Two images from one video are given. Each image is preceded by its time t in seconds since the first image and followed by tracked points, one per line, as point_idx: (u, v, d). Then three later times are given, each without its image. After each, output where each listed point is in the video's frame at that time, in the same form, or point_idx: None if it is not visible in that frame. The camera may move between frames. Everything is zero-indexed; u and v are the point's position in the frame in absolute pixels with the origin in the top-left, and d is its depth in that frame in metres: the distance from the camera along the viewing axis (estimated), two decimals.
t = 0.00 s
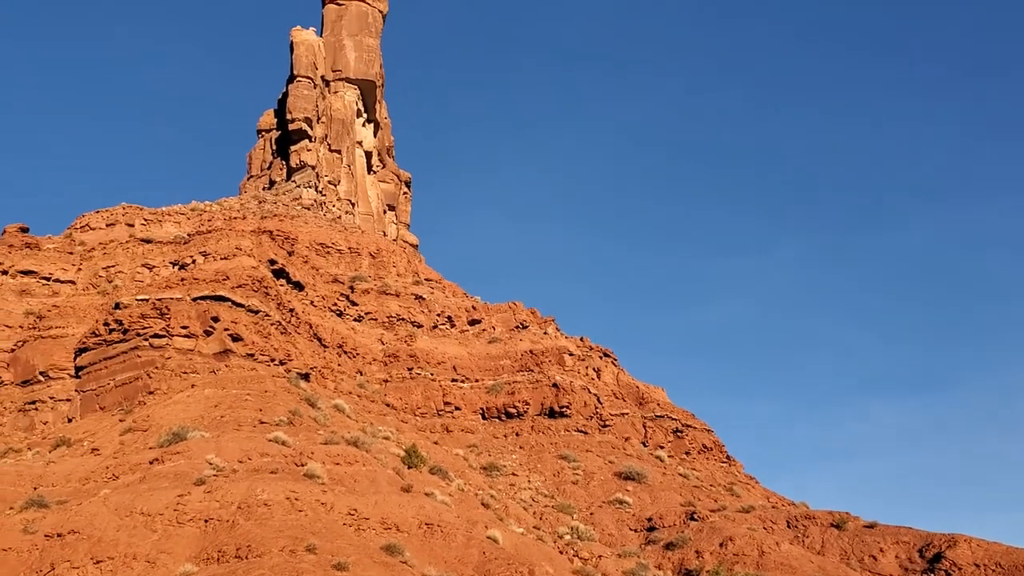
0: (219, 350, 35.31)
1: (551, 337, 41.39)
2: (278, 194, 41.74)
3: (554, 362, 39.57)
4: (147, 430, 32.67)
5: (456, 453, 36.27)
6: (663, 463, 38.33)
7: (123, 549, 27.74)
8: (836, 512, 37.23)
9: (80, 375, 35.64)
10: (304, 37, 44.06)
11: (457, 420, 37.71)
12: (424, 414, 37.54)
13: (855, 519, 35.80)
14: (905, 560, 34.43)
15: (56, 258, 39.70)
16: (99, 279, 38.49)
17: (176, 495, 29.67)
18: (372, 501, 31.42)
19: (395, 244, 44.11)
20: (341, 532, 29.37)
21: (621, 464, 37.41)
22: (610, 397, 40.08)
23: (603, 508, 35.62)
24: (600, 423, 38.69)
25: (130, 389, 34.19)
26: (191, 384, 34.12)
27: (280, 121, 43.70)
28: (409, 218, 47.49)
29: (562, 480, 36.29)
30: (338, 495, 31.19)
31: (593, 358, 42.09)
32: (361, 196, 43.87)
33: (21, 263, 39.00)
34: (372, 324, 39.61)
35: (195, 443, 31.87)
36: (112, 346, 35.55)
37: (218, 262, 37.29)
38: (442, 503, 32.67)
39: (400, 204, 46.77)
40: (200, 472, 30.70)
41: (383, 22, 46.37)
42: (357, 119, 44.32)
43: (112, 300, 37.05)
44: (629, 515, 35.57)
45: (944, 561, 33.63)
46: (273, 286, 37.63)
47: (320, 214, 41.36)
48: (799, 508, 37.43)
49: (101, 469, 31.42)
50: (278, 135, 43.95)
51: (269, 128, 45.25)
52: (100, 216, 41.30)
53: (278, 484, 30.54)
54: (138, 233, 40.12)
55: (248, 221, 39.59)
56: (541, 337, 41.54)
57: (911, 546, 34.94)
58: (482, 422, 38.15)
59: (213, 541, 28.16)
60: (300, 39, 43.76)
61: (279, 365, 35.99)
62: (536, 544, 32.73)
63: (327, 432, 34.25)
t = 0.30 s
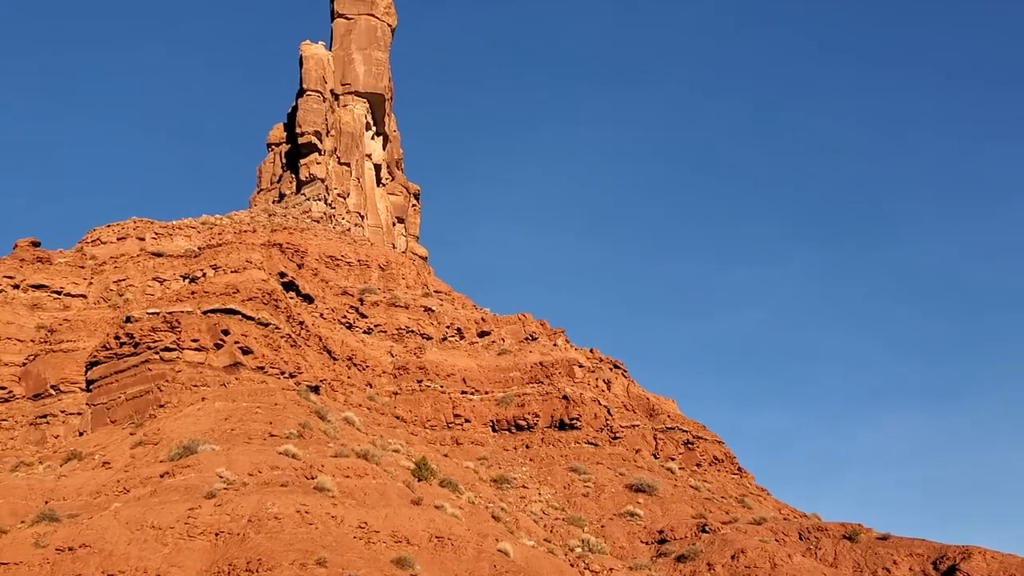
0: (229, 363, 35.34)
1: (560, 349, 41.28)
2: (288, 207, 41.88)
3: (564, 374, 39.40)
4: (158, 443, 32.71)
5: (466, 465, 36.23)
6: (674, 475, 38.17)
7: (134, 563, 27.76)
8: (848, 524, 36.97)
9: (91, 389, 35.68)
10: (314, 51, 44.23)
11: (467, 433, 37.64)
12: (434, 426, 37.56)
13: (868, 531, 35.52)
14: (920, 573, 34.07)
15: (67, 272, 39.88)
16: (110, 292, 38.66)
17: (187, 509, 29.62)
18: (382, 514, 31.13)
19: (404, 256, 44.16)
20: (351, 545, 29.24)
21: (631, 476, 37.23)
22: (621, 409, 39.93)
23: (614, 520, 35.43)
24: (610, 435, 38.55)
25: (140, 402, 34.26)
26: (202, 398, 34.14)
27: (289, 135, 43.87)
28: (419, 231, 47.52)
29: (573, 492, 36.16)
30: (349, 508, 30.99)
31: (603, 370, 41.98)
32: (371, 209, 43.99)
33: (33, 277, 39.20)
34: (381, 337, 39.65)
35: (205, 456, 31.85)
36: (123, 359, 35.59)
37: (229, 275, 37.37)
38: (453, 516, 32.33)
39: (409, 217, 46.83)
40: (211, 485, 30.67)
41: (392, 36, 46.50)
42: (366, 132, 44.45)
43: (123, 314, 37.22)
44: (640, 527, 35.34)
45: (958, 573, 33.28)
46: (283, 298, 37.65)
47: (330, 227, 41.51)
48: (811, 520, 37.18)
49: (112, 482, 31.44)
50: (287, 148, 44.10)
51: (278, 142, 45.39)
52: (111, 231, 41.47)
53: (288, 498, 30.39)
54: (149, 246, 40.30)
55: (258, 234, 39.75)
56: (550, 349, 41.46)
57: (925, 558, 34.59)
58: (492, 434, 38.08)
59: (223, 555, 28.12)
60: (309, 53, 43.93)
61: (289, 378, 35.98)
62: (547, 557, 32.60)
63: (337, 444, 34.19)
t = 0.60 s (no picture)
0: (239, 374, 35.32)
1: (569, 359, 41.19)
2: (297, 218, 41.99)
3: (573, 384, 39.34)
4: (168, 454, 32.73)
5: (476, 475, 36.18)
6: (685, 485, 38.02)
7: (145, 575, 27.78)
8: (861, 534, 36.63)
9: (102, 401, 35.73)
10: (323, 63, 44.38)
11: (477, 443, 37.61)
12: (443, 437, 37.55)
13: (881, 541, 35.19)
14: None
15: (78, 284, 40.00)
16: (120, 304, 38.81)
17: (197, 520, 29.58)
18: (393, 525, 31.06)
19: (413, 266, 44.18)
20: (362, 557, 29.14)
21: (642, 486, 37.08)
22: (631, 419, 39.83)
23: (625, 531, 35.24)
24: (620, 445, 38.41)
25: (151, 414, 34.32)
26: (212, 409, 34.17)
27: (299, 147, 43.98)
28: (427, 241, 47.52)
29: (583, 503, 36.04)
30: (359, 519, 30.85)
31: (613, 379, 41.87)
32: (380, 220, 44.05)
33: (44, 289, 39.35)
34: (391, 347, 39.63)
35: (216, 467, 31.83)
36: (134, 371, 35.63)
37: (238, 286, 37.42)
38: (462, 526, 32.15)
39: (418, 227, 46.85)
40: (221, 496, 30.64)
41: (400, 47, 46.58)
42: (375, 143, 44.51)
43: (133, 325, 37.38)
44: (651, 538, 35.12)
45: None
46: (292, 309, 37.66)
47: (339, 237, 41.55)
48: (822, 530, 36.97)
49: (123, 494, 31.48)
50: (297, 160, 44.20)
51: (287, 153, 45.49)
52: (122, 242, 41.59)
53: (299, 509, 30.27)
54: (159, 258, 40.46)
55: (268, 245, 39.85)
56: (560, 359, 41.37)
57: (938, 569, 34.14)
58: (502, 444, 38.02)
59: (234, 567, 28.11)
60: (318, 65, 44.06)
61: (299, 389, 35.95)
62: (557, 567, 32.47)
63: (347, 455, 34.13)
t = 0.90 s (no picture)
0: (248, 385, 35.33)
1: (578, 369, 41.10)
2: (305, 229, 42.08)
3: (582, 394, 39.19)
4: (177, 466, 32.73)
5: (485, 486, 36.11)
6: (694, 495, 37.87)
7: None
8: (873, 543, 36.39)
9: (111, 413, 35.77)
10: (330, 75, 44.49)
11: (485, 454, 37.55)
12: (452, 448, 37.48)
13: (893, 551, 34.94)
14: None
15: (87, 296, 40.11)
16: (129, 316, 38.94)
17: (206, 532, 29.50)
18: (402, 536, 30.95)
19: (421, 276, 44.19)
20: (371, 568, 29.03)
21: (651, 496, 36.93)
22: (640, 428, 39.71)
23: (635, 541, 35.06)
24: (629, 455, 38.29)
25: (160, 425, 34.35)
26: (221, 420, 34.16)
27: (307, 158, 44.06)
28: (435, 251, 47.53)
29: (593, 513, 35.90)
30: (368, 530, 30.72)
31: (622, 388, 41.76)
32: (387, 231, 44.10)
33: (53, 302, 39.48)
34: (399, 357, 39.62)
35: (225, 478, 31.79)
36: (143, 383, 35.66)
37: (247, 298, 37.46)
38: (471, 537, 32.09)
39: (425, 237, 46.87)
40: (230, 508, 30.58)
41: (407, 59, 46.67)
42: (382, 154, 44.57)
43: (142, 337, 37.52)
44: (660, 548, 34.91)
45: None
46: (301, 320, 37.66)
47: (346, 248, 41.64)
48: (833, 539, 36.70)
49: (132, 505, 31.47)
50: (305, 171, 44.29)
51: (295, 165, 45.58)
52: (130, 254, 41.70)
53: (308, 520, 30.13)
54: (168, 270, 40.59)
55: (276, 256, 39.92)
56: (568, 369, 41.29)
57: None
58: (511, 455, 37.94)
59: None
60: (326, 77, 44.17)
61: (307, 400, 35.93)
62: None
63: (355, 466, 34.06)
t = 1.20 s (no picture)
0: (255, 396, 35.32)
1: (585, 378, 41.01)
2: (312, 240, 42.15)
3: (590, 403, 39.11)
4: (185, 477, 32.73)
5: (492, 496, 36.05)
6: (703, 504, 37.73)
7: None
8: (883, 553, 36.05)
9: (119, 424, 35.80)
10: (336, 86, 44.60)
11: (493, 464, 37.50)
12: (459, 458, 37.44)
13: (903, 560, 34.66)
14: None
15: (95, 307, 40.21)
16: (137, 327, 39.03)
17: (214, 542, 29.44)
18: (409, 547, 30.88)
19: (427, 286, 44.19)
20: None
21: (659, 506, 36.79)
22: (648, 438, 39.61)
23: (643, 551, 34.88)
24: (637, 464, 38.17)
25: (168, 436, 34.36)
26: (228, 431, 34.16)
27: (314, 169, 44.15)
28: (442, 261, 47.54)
29: (601, 523, 35.79)
30: (375, 540, 30.62)
31: (630, 397, 41.66)
32: (394, 241, 44.14)
33: (61, 313, 39.60)
34: (406, 367, 39.62)
35: (232, 489, 31.75)
36: (151, 394, 35.69)
37: (254, 308, 37.51)
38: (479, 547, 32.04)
39: (432, 247, 46.89)
40: (238, 519, 30.52)
41: (413, 70, 46.73)
42: (389, 164, 44.64)
43: (150, 348, 37.61)
44: (669, 558, 34.72)
45: None
46: (308, 330, 37.66)
47: (353, 258, 41.72)
48: (842, 548, 36.48)
49: (140, 517, 31.46)
50: (311, 182, 44.37)
51: (302, 176, 45.67)
52: (138, 266, 41.80)
53: (315, 531, 30.03)
54: (175, 281, 40.67)
55: (283, 267, 39.99)
56: (575, 378, 41.20)
57: None
58: (518, 464, 37.87)
59: None
60: (332, 88, 44.28)
61: (314, 410, 35.92)
62: None
63: (363, 476, 34.01)
